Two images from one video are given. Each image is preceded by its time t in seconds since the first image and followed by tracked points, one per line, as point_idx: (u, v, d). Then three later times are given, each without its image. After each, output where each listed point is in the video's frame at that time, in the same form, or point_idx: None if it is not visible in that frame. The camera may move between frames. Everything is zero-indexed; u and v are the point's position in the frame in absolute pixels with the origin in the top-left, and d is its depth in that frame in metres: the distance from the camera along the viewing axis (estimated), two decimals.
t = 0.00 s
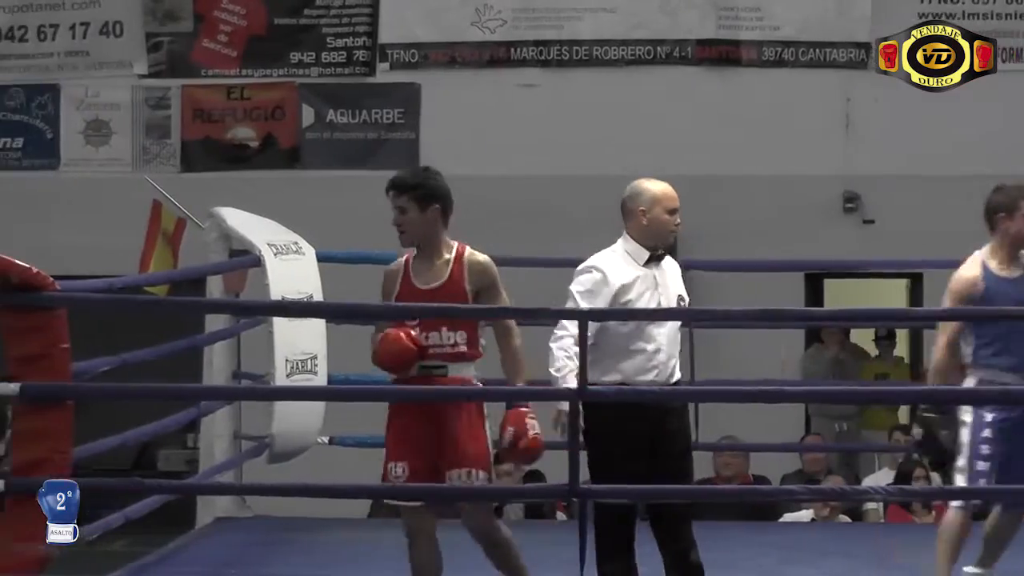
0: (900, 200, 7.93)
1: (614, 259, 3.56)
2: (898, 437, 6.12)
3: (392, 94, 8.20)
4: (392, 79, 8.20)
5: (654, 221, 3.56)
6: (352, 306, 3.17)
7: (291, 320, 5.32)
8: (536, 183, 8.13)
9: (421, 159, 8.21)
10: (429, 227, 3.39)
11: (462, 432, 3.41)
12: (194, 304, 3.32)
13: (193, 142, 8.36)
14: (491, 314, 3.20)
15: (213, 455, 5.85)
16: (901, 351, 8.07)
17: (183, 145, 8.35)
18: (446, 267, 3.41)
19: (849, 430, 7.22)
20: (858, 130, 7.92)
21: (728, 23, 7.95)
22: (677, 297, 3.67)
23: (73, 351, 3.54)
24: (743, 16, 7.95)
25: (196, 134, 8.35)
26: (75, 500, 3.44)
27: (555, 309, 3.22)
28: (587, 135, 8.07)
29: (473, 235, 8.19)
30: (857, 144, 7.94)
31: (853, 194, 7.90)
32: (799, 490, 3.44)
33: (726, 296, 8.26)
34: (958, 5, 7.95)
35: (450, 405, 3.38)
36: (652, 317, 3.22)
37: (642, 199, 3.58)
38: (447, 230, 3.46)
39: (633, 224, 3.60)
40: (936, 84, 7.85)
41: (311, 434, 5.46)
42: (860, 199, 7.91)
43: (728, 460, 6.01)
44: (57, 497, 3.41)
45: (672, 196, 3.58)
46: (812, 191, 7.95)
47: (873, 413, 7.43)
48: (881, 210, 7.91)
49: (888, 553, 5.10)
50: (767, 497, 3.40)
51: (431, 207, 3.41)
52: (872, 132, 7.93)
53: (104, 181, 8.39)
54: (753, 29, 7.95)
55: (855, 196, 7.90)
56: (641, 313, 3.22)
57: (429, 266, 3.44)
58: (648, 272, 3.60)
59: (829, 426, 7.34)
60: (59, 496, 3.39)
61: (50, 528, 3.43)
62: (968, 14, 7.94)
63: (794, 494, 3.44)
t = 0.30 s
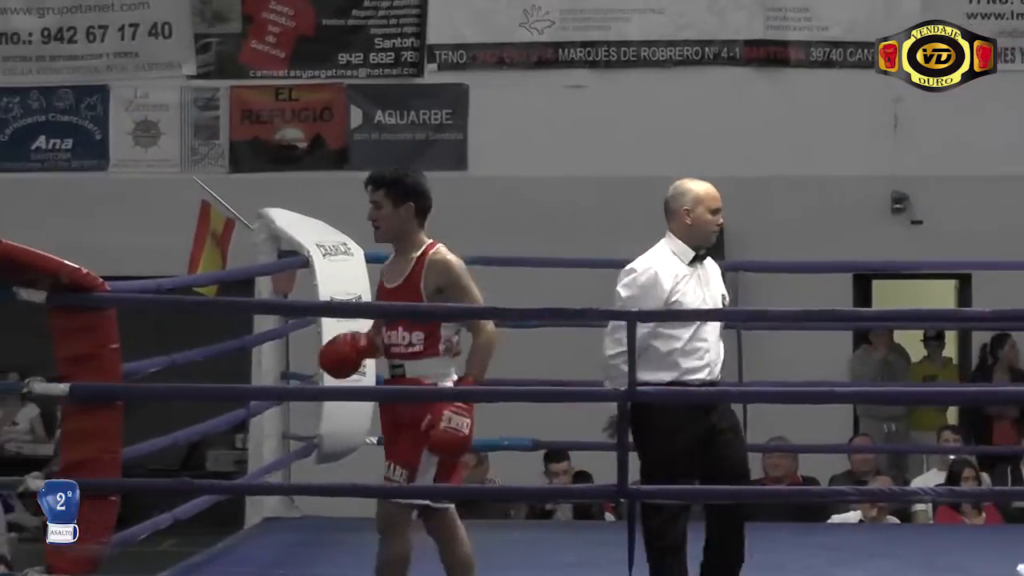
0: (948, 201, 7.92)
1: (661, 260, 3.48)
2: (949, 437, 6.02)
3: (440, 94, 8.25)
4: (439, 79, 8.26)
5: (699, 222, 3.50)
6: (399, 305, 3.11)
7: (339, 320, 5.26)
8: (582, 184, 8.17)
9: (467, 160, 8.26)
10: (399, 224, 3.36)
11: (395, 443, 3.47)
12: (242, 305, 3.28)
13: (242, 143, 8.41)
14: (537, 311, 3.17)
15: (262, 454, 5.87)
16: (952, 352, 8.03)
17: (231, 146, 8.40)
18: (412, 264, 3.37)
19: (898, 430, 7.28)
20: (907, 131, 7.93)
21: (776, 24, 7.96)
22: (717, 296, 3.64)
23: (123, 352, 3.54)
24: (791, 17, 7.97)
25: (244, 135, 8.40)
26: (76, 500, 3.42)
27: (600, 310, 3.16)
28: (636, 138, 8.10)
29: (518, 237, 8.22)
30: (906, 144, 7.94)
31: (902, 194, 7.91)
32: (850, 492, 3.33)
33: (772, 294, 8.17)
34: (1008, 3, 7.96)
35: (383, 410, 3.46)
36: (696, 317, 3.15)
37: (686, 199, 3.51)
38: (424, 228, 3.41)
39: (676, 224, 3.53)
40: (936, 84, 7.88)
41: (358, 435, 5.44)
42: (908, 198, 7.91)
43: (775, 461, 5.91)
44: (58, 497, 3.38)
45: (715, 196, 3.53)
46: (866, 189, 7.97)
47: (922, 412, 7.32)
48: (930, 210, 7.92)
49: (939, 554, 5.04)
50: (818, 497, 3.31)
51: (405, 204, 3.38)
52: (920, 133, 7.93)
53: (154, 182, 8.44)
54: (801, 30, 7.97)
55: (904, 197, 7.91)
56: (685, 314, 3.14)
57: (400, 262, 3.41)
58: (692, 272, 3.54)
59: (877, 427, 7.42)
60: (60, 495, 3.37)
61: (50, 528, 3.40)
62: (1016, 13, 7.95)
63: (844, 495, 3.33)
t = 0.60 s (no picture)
0: (1002, 201, 7.88)
1: (708, 264, 3.64)
2: (1005, 438, 5.90)
3: (494, 94, 8.28)
4: (493, 79, 8.28)
5: (745, 227, 3.62)
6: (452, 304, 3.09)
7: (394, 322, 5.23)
8: (634, 184, 8.15)
9: (520, 160, 8.26)
10: (373, 232, 3.27)
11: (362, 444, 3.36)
12: (298, 305, 3.28)
13: (295, 143, 8.44)
14: (593, 313, 3.11)
15: (314, 454, 5.83)
16: (1008, 353, 7.93)
17: (285, 146, 8.44)
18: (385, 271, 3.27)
19: (952, 430, 7.42)
20: (962, 131, 7.91)
21: (830, 23, 7.96)
22: (777, 301, 3.69)
23: (176, 353, 3.54)
24: (845, 16, 7.96)
25: (298, 135, 8.43)
26: (74, 500, 3.29)
27: (657, 309, 3.11)
28: (690, 140, 8.09)
29: (571, 238, 8.21)
30: (961, 144, 7.92)
31: (956, 194, 7.88)
32: (904, 492, 3.23)
33: (825, 295, 8.08)
34: None
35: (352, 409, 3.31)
36: (752, 316, 3.08)
37: (735, 205, 3.64)
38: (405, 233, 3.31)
39: (727, 230, 3.67)
40: (936, 84, 7.90)
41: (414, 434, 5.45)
42: (962, 198, 7.89)
43: (829, 462, 5.81)
44: (57, 497, 3.27)
45: (763, 201, 3.62)
46: (913, 190, 7.95)
47: (975, 412, 7.50)
48: (985, 210, 7.88)
49: (997, 555, 4.92)
50: (872, 498, 3.22)
51: (382, 210, 3.28)
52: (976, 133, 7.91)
53: (207, 181, 8.48)
54: (855, 28, 7.95)
55: (958, 196, 7.88)
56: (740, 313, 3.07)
57: (382, 267, 3.34)
58: (742, 276, 3.66)
59: (931, 426, 7.49)
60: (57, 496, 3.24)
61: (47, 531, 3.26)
62: None
63: (898, 495, 3.23)
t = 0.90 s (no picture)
0: None
1: (758, 249, 3.97)
2: None
3: (547, 94, 8.27)
4: (545, 79, 8.28)
5: (792, 214, 3.98)
6: (503, 302, 3.14)
7: (447, 320, 5.26)
8: (686, 183, 8.16)
9: (573, 160, 8.27)
10: (359, 232, 3.48)
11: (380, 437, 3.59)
12: (347, 303, 3.22)
13: (348, 143, 8.47)
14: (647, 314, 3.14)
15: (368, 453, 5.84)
16: None
17: (337, 146, 8.46)
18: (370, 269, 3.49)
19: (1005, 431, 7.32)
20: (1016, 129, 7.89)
21: (884, 21, 7.94)
22: (823, 290, 4.01)
23: (229, 351, 3.54)
24: (898, 14, 7.94)
25: (351, 135, 8.46)
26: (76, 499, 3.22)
27: (711, 309, 3.12)
28: (744, 141, 8.08)
29: (623, 237, 8.23)
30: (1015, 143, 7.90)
31: (1010, 193, 7.87)
32: (959, 492, 3.22)
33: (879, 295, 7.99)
34: None
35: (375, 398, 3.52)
36: (804, 317, 3.09)
37: (783, 194, 4.00)
38: (386, 231, 3.53)
39: (776, 218, 4.03)
40: (937, 84, 7.92)
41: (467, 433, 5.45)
42: (1016, 197, 7.87)
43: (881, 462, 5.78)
44: (58, 497, 3.19)
45: (810, 191, 3.98)
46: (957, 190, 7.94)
47: None
48: None
49: None
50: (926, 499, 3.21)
51: (364, 210, 3.49)
52: None
53: (261, 181, 8.52)
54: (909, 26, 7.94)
55: (1011, 195, 7.86)
56: (793, 312, 3.09)
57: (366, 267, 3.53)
58: (791, 263, 3.99)
59: (985, 427, 7.38)
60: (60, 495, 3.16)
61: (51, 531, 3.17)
62: None
63: (953, 496, 3.22)
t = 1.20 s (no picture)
0: None
1: (785, 257, 4.26)
2: None
3: (598, 94, 8.29)
4: (597, 78, 8.30)
5: (822, 221, 4.23)
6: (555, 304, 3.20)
7: (496, 320, 5.22)
8: (737, 182, 8.11)
9: (624, 159, 8.26)
10: (336, 233, 3.69)
11: (372, 440, 3.73)
12: (399, 303, 3.29)
13: (400, 143, 8.48)
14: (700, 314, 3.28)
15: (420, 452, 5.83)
16: None
17: (389, 146, 8.47)
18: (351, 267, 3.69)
19: None
20: None
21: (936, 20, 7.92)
22: (849, 291, 4.31)
23: (280, 352, 3.55)
24: (950, 13, 7.92)
25: (402, 134, 8.47)
26: (76, 499, 3.22)
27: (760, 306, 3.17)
28: (796, 142, 8.04)
29: (674, 238, 8.20)
30: None
31: None
32: (1010, 491, 3.33)
33: (933, 295, 7.87)
34: None
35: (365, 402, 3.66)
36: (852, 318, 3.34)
37: (811, 201, 4.25)
38: (365, 229, 3.73)
39: (804, 224, 4.28)
40: (937, 84, 7.86)
41: (515, 435, 5.38)
42: None
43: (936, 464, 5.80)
44: (58, 496, 3.20)
45: (835, 199, 4.25)
46: (1006, 190, 7.86)
47: None
48: None
49: None
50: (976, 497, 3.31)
51: (340, 213, 3.69)
52: None
53: (313, 180, 8.53)
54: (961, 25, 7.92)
55: None
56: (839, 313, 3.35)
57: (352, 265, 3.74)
58: (815, 267, 4.27)
59: None
60: (57, 496, 3.18)
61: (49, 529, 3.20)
62: None
63: (1005, 496, 3.34)
